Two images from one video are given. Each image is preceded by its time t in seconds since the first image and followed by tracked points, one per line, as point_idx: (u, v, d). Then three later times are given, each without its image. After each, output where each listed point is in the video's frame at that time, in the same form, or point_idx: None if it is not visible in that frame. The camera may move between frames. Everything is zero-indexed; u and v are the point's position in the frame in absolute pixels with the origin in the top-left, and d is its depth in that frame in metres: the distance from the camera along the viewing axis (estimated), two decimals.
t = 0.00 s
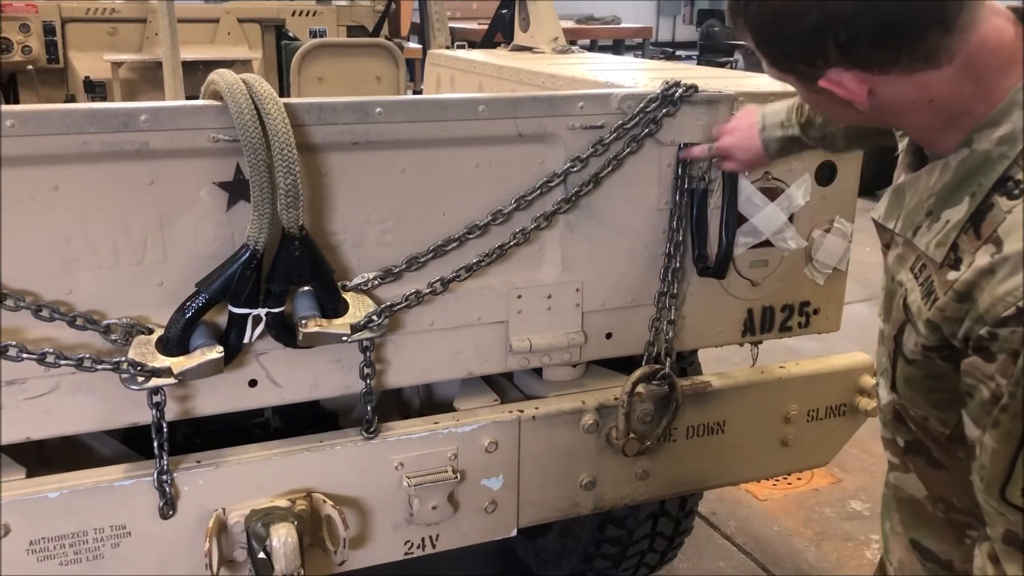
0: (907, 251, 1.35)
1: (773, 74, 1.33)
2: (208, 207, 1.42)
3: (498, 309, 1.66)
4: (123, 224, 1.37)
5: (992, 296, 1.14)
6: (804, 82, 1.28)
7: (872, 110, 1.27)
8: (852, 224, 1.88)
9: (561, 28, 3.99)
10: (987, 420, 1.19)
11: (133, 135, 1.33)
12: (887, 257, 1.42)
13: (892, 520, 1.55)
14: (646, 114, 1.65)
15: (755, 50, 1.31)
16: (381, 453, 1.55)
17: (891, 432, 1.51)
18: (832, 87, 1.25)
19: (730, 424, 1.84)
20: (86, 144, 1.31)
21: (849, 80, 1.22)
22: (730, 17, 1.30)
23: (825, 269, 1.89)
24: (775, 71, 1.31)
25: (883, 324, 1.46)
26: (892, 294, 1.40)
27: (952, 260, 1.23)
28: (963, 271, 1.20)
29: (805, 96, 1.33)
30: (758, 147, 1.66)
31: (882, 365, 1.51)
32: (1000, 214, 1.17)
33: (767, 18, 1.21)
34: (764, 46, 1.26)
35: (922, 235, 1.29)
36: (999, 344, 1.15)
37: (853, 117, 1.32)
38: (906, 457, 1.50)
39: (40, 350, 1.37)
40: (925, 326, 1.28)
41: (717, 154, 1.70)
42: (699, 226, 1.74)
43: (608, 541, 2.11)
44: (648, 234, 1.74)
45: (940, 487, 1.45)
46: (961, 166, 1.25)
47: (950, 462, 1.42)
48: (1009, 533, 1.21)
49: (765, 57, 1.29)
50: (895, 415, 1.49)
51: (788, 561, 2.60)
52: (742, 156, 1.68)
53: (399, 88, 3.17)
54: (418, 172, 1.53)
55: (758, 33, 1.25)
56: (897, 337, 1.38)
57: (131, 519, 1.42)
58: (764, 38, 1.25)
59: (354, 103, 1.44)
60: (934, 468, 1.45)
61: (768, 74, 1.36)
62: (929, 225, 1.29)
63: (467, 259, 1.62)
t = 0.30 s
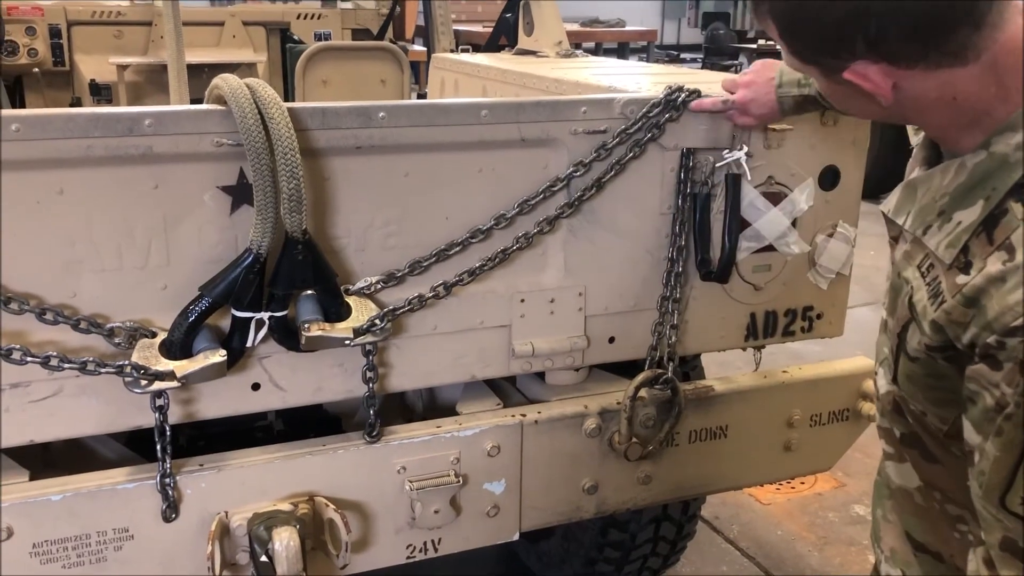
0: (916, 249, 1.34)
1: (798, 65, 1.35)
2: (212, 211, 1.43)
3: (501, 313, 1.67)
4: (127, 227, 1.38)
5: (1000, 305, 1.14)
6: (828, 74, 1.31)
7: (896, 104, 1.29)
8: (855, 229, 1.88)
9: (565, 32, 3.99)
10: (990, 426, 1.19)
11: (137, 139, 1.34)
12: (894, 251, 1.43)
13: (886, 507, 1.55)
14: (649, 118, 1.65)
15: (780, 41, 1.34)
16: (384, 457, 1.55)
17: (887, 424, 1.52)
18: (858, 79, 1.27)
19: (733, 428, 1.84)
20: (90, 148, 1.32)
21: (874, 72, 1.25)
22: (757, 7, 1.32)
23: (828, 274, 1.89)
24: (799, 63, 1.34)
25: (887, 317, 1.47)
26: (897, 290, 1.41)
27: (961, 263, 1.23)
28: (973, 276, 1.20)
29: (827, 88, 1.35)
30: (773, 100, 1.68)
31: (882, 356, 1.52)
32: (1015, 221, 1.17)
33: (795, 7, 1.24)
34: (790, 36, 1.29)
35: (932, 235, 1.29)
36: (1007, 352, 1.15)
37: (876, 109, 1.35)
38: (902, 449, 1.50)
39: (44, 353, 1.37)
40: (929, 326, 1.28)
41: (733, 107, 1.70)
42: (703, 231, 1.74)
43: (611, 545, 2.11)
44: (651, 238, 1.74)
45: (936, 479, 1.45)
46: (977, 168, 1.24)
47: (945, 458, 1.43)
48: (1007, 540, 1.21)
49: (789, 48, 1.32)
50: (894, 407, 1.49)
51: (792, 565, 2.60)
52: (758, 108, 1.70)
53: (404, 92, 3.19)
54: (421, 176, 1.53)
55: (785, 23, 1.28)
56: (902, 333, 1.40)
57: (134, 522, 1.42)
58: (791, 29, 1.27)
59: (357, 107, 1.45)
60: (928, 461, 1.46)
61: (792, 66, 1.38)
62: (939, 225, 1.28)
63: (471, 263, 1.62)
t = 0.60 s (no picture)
0: (945, 259, 1.31)
1: (829, 67, 1.27)
2: (213, 212, 1.42)
3: (502, 315, 1.67)
4: (128, 229, 1.38)
5: None
6: (869, 73, 1.22)
7: (940, 103, 1.22)
8: (856, 232, 1.87)
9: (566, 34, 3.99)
10: None
11: (139, 140, 1.33)
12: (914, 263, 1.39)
13: (874, 529, 1.55)
14: (650, 121, 1.64)
15: (813, 40, 1.25)
16: (385, 459, 1.55)
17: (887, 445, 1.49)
18: (906, 75, 1.19)
19: (734, 431, 1.84)
20: (91, 150, 1.31)
21: (927, 67, 1.17)
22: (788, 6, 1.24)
23: (828, 277, 1.88)
24: (833, 64, 1.25)
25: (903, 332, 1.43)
26: (919, 301, 1.38)
27: (1001, 273, 1.21)
28: (1019, 285, 1.19)
29: (859, 93, 1.27)
30: (739, 155, 1.62)
31: (888, 375, 1.49)
32: None
33: None
34: (829, 32, 1.20)
35: (965, 244, 1.27)
36: None
37: (908, 114, 1.27)
38: (905, 469, 1.46)
39: (45, 354, 1.37)
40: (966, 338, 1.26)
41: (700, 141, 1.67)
42: (703, 233, 1.74)
43: (611, 548, 2.11)
44: (651, 240, 1.74)
45: (942, 502, 1.41)
46: (1012, 176, 1.22)
47: (962, 481, 1.38)
48: None
49: (825, 46, 1.23)
50: (895, 426, 1.46)
51: (792, 568, 2.59)
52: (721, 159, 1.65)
53: (405, 94, 3.19)
54: (421, 178, 1.53)
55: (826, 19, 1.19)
56: (927, 347, 1.35)
57: (136, 525, 1.42)
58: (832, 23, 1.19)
59: (358, 109, 1.44)
60: (936, 482, 1.41)
61: (818, 69, 1.29)
62: (973, 234, 1.26)
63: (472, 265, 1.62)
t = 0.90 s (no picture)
0: (992, 272, 1.20)
1: (861, 71, 1.19)
2: (216, 212, 1.42)
3: (505, 315, 1.66)
4: (131, 228, 1.38)
5: None
6: (908, 71, 1.14)
7: (983, 101, 1.15)
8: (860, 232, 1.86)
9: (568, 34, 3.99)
10: None
11: (142, 139, 1.33)
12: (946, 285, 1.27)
13: None
14: (653, 121, 1.64)
15: (845, 40, 1.17)
16: (387, 459, 1.55)
17: (922, 486, 1.31)
18: (951, 70, 1.12)
19: (736, 432, 1.83)
20: (95, 149, 1.31)
21: (976, 59, 1.10)
22: (817, 6, 1.16)
23: (831, 277, 1.88)
24: (865, 64, 1.17)
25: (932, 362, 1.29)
26: (960, 324, 1.23)
27: None
28: None
29: (892, 98, 1.19)
30: (679, 215, 1.59)
31: (903, 411, 1.38)
32: None
33: None
34: (864, 31, 1.13)
35: (1016, 252, 1.17)
36: None
37: (942, 121, 1.20)
38: (934, 511, 1.30)
39: (48, 354, 1.37)
40: None
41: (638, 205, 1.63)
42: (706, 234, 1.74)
43: (613, 548, 2.11)
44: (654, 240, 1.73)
45: (985, 544, 1.26)
46: None
47: (1006, 518, 1.24)
48: None
49: (861, 47, 1.15)
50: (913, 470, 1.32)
51: (793, 568, 2.59)
52: (663, 222, 1.61)
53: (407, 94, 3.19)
54: (425, 178, 1.53)
55: (861, 17, 1.12)
56: (982, 368, 1.19)
57: (138, 525, 1.42)
58: (871, 19, 1.11)
59: (362, 109, 1.44)
60: (976, 523, 1.26)
61: (845, 76, 1.21)
62: None
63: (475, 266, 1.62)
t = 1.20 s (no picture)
0: (993, 275, 1.18)
1: (858, 79, 1.17)
2: (221, 211, 1.42)
3: (509, 315, 1.66)
4: (136, 227, 1.38)
5: None
6: (906, 75, 1.12)
7: (983, 103, 1.13)
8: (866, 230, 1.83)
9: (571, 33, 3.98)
10: None
11: (148, 139, 1.33)
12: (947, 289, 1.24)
13: None
14: (658, 121, 1.65)
15: (842, 48, 1.15)
16: (392, 459, 1.55)
17: (925, 498, 1.30)
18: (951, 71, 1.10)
19: (740, 432, 1.83)
20: (101, 148, 1.31)
21: (976, 59, 1.08)
22: (813, 14, 1.16)
23: (835, 278, 1.85)
24: (862, 70, 1.15)
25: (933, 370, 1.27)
26: (962, 331, 1.22)
27: None
28: None
29: (891, 105, 1.17)
30: (626, 258, 1.53)
31: (900, 423, 1.36)
32: None
33: None
34: (864, 37, 1.12)
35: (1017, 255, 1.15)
36: None
37: (941, 127, 1.17)
38: (940, 524, 1.29)
39: (53, 353, 1.37)
40: None
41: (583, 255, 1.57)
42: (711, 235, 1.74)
43: (616, 549, 2.11)
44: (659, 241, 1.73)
45: (992, 551, 1.26)
46: None
47: (1014, 523, 1.24)
48: None
49: (859, 53, 1.14)
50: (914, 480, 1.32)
51: (796, 569, 2.59)
52: (608, 269, 1.54)
53: (410, 94, 3.19)
54: (430, 178, 1.53)
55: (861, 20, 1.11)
56: (990, 373, 1.17)
57: (143, 524, 1.42)
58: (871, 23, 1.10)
59: (368, 109, 1.44)
60: (985, 532, 1.25)
61: (842, 86, 1.20)
62: None
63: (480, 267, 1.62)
